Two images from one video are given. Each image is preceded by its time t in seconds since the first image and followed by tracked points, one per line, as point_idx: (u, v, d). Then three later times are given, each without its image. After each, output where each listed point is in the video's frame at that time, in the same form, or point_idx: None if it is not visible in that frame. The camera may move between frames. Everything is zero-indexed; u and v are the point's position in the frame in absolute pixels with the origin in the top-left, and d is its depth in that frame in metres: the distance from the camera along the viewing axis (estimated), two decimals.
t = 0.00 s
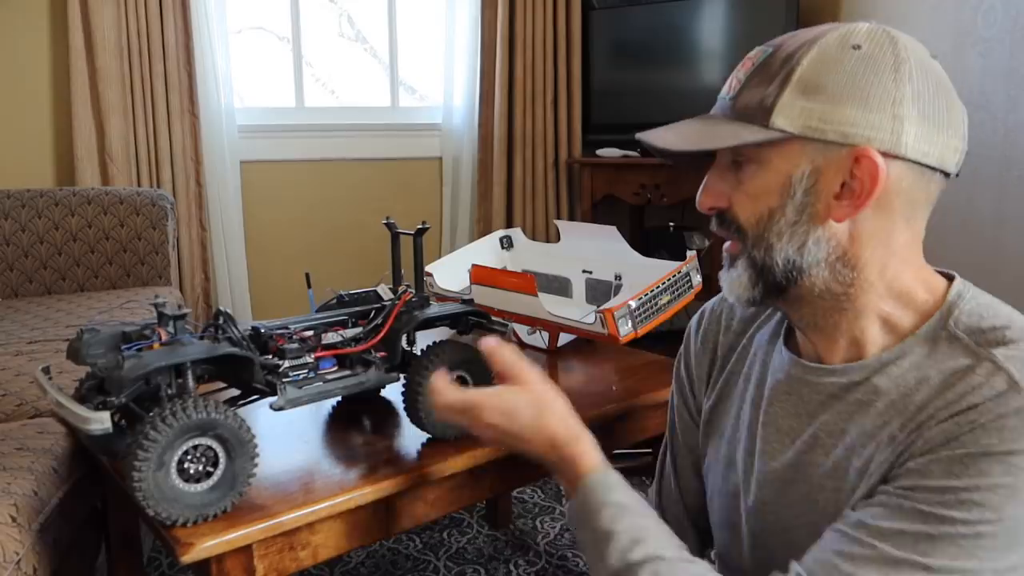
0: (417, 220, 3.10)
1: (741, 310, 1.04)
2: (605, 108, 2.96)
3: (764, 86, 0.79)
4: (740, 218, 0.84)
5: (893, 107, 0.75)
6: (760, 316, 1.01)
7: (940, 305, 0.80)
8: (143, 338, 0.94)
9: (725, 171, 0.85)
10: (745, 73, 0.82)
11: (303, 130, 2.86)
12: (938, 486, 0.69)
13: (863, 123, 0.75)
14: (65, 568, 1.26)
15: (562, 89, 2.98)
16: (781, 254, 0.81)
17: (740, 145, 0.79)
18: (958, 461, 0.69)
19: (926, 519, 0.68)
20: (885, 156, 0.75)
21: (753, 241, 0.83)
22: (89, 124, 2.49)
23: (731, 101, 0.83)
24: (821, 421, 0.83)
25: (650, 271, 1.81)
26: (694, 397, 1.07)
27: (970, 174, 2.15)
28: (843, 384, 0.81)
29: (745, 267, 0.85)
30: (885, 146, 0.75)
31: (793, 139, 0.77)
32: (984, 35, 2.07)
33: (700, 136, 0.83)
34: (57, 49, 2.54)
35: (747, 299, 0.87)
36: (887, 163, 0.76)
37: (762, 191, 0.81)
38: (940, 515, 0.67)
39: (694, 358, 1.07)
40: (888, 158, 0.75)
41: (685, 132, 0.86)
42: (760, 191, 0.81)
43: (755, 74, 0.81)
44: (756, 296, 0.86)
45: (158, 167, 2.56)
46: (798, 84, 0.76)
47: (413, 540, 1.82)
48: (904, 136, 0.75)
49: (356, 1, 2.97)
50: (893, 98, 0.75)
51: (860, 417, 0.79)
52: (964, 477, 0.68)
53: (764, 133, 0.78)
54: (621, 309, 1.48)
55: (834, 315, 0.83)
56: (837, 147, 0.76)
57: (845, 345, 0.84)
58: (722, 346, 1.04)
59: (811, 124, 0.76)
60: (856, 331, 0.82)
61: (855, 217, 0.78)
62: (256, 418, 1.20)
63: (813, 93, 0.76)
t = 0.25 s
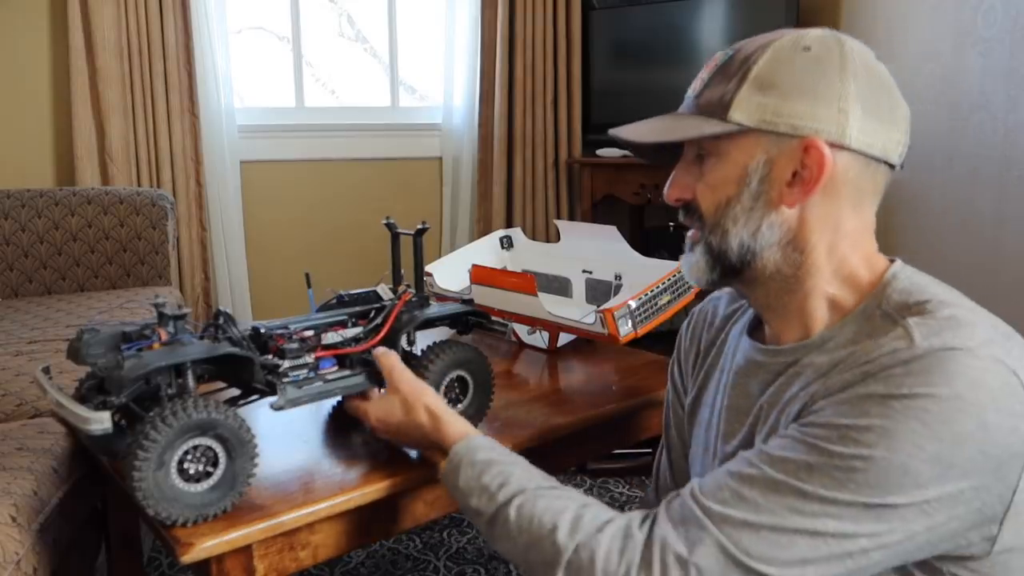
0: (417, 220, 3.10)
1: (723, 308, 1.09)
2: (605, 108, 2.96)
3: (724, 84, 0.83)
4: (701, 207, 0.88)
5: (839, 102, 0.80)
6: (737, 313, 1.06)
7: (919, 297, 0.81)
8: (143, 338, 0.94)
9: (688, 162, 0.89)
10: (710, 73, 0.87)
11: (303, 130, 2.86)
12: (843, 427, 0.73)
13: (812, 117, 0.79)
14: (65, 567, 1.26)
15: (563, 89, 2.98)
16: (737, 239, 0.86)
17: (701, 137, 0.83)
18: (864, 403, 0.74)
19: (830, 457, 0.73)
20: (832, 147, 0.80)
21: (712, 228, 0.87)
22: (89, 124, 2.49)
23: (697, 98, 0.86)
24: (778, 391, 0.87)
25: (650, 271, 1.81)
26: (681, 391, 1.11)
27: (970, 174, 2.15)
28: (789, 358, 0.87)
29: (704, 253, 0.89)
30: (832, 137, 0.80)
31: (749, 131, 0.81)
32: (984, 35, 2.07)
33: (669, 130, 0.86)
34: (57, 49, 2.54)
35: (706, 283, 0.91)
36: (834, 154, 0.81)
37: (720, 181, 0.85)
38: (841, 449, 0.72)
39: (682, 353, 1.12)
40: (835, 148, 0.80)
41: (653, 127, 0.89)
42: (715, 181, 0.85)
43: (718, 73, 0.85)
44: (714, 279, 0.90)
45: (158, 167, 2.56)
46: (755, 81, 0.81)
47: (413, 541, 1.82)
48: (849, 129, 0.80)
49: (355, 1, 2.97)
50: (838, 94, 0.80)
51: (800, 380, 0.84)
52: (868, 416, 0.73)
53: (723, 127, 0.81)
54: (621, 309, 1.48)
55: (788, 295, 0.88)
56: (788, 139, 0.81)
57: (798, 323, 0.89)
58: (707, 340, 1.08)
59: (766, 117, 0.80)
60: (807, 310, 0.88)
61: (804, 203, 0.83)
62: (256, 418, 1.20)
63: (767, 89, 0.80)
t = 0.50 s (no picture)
0: (417, 220, 3.10)
1: (702, 312, 1.10)
2: (605, 108, 2.96)
3: (693, 88, 0.85)
4: (677, 206, 0.89)
5: (801, 101, 0.81)
6: (716, 315, 1.07)
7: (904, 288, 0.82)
8: (143, 338, 0.94)
9: (660, 166, 0.90)
10: (678, 81, 0.89)
11: (303, 130, 2.86)
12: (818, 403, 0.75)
13: (777, 115, 0.81)
14: (64, 567, 1.26)
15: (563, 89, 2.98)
16: (712, 236, 0.87)
17: (673, 139, 0.84)
18: (837, 380, 0.76)
19: (809, 433, 0.74)
20: (797, 144, 0.82)
21: (688, 227, 0.88)
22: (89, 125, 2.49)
23: (668, 104, 0.88)
24: (756, 383, 0.88)
25: (649, 271, 1.81)
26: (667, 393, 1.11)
27: (969, 174, 2.15)
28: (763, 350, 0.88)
29: (684, 251, 0.90)
30: (796, 134, 0.82)
31: (718, 132, 0.83)
32: (984, 35, 2.07)
33: (643, 133, 0.88)
34: (57, 49, 2.54)
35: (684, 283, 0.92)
36: (798, 150, 0.82)
37: (693, 181, 0.86)
38: (820, 425, 0.74)
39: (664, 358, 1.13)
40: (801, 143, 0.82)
41: (627, 132, 0.91)
42: (687, 181, 0.87)
43: (687, 79, 0.87)
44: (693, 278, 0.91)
45: (158, 167, 2.56)
46: (721, 83, 0.82)
47: (413, 540, 1.82)
48: (812, 126, 0.82)
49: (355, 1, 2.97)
50: (800, 94, 0.82)
51: (776, 369, 0.86)
52: (843, 392, 0.74)
53: (694, 128, 0.83)
54: (621, 309, 1.48)
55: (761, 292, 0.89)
56: (756, 137, 0.82)
57: (772, 318, 0.90)
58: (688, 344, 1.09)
59: (734, 118, 0.82)
60: (779, 305, 0.89)
61: (773, 198, 0.84)
62: (256, 418, 1.20)
63: (733, 91, 0.82)
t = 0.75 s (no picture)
0: (417, 220, 3.10)
1: (702, 318, 1.10)
2: (606, 108, 2.96)
3: (686, 88, 0.86)
4: (673, 208, 0.89)
5: (793, 103, 0.82)
6: (715, 321, 1.07)
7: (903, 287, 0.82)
8: (143, 338, 0.94)
9: (655, 169, 0.90)
10: (671, 81, 0.89)
11: (303, 130, 2.86)
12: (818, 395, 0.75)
13: (769, 117, 0.81)
14: (64, 567, 1.26)
15: (563, 89, 2.98)
16: (708, 236, 0.87)
17: (668, 140, 0.84)
18: (838, 373, 0.76)
19: (811, 424, 0.74)
20: (790, 145, 0.82)
21: (685, 228, 0.89)
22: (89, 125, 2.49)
23: (662, 105, 0.88)
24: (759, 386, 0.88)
25: (649, 271, 1.81)
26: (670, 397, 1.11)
27: (969, 173, 2.15)
28: (766, 352, 0.88)
29: (681, 252, 0.91)
30: (789, 136, 0.82)
31: (712, 133, 0.83)
32: (984, 35, 2.07)
33: (637, 134, 0.88)
34: (57, 49, 2.54)
35: (681, 283, 0.92)
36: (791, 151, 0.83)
37: (688, 182, 0.87)
38: (823, 415, 0.73)
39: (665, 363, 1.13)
40: (793, 143, 0.82)
41: (621, 132, 0.91)
42: (682, 183, 0.87)
43: (680, 79, 0.88)
44: (690, 278, 0.92)
45: (158, 167, 2.56)
46: (714, 85, 0.83)
47: (413, 540, 1.82)
48: (804, 128, 0.82)
49: (355, 1, 2.97)
50: (793, 95, 0.82)
51: (778, 370, 0.85)
52: (845, 384, 0.75)
53: (689, 129, 0.83)
54: (621, 309, 1.48)
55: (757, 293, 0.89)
56: (750, 138, 0.82)
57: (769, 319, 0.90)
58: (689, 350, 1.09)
59: (727, 119, 0.82)
60: (774, 306, 0.89)
61: (766, 198, 0.85)
62: (256, 418, 1.20)
63: (727, 93, 0.82)
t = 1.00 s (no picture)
0: (417, 220, 3.10)
1: (705, 325, 1.10)
2: (606, 108, 2.96)
3: (681, 100, 0.86)
4: (674, 220, 0.90)
5: (794, 109, 0.83)
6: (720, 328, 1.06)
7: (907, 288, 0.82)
8: (143, 338, 0.94)
9: (650, 181, 0.91)
10: (666, 91, 0.89)
11: (302, 130, 2.86)
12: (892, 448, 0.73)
13: (772, 124, 0.82)
14: (64, 567, 1.26)
15: (562, 89, 2.98)
16: (713, 247, 0.88)
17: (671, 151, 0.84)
18: (891, 396, 0.76)
19: (881, 455, 0.73)
20: (795, 153, 0.83)
21: (688, 240, 0.90)
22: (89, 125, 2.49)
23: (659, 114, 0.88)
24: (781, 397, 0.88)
25: (649, 271, 1.81)
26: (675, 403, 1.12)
27: (969, 173, 2.15)
28: (785, 360, 0.88)
29: (683, 264, 0.91)
30: (793, 142, 0.83)
31: (714, 143, 0.84)
32: (984, 35, 2.07)
33: (637, 146, 0.87)
34: (56, 49, 2.54)
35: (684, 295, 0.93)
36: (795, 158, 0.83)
37: (690, 193, 0.87)
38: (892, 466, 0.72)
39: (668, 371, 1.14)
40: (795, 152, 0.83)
41: (618, 144, 0.91)
42: (682, 194, 0.88)
43: (675, 89, 0.88)
44: (692, 290, 0.92)
45: (158, 167, 2.56)
46: (714, 94, 0.83)
47: (413, 540, 1.82)
48: (807, 134, 0.83)
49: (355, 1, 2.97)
50: (793, 102, 0.83)
51: (809, 388, 0.85)
52: (904, 408, 0.74)
53: (691, 140, 0.84)
54: (621, 309, 1.48)
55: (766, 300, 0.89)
56: (753, 146, 0.83)
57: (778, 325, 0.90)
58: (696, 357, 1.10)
59: (729, 128, 0.83)
60: (783, 314, 0.89)
61: (773, 208, 0.86)
62: (256, 418, 1.20)
63: (727, 102, 0.83)
